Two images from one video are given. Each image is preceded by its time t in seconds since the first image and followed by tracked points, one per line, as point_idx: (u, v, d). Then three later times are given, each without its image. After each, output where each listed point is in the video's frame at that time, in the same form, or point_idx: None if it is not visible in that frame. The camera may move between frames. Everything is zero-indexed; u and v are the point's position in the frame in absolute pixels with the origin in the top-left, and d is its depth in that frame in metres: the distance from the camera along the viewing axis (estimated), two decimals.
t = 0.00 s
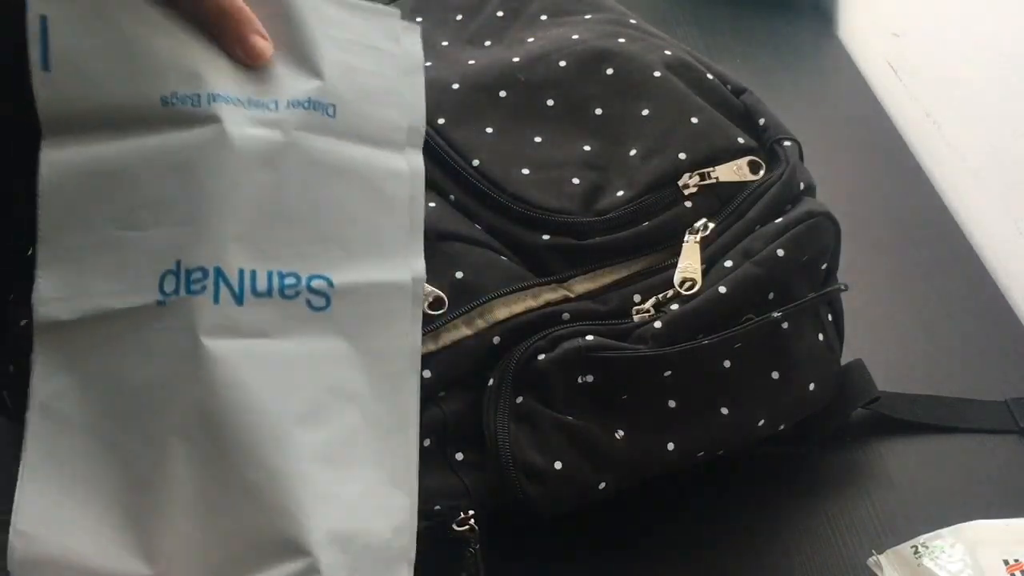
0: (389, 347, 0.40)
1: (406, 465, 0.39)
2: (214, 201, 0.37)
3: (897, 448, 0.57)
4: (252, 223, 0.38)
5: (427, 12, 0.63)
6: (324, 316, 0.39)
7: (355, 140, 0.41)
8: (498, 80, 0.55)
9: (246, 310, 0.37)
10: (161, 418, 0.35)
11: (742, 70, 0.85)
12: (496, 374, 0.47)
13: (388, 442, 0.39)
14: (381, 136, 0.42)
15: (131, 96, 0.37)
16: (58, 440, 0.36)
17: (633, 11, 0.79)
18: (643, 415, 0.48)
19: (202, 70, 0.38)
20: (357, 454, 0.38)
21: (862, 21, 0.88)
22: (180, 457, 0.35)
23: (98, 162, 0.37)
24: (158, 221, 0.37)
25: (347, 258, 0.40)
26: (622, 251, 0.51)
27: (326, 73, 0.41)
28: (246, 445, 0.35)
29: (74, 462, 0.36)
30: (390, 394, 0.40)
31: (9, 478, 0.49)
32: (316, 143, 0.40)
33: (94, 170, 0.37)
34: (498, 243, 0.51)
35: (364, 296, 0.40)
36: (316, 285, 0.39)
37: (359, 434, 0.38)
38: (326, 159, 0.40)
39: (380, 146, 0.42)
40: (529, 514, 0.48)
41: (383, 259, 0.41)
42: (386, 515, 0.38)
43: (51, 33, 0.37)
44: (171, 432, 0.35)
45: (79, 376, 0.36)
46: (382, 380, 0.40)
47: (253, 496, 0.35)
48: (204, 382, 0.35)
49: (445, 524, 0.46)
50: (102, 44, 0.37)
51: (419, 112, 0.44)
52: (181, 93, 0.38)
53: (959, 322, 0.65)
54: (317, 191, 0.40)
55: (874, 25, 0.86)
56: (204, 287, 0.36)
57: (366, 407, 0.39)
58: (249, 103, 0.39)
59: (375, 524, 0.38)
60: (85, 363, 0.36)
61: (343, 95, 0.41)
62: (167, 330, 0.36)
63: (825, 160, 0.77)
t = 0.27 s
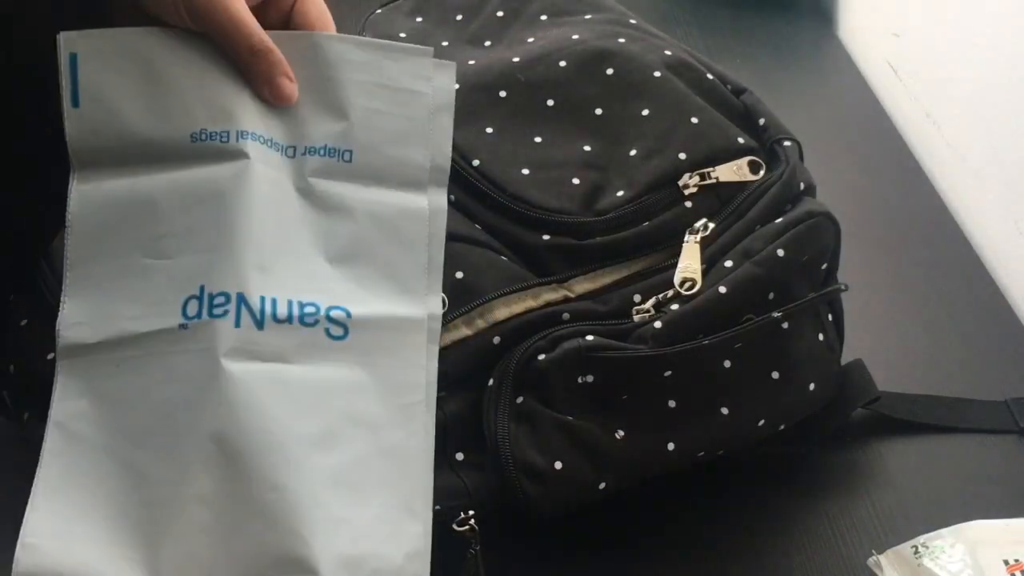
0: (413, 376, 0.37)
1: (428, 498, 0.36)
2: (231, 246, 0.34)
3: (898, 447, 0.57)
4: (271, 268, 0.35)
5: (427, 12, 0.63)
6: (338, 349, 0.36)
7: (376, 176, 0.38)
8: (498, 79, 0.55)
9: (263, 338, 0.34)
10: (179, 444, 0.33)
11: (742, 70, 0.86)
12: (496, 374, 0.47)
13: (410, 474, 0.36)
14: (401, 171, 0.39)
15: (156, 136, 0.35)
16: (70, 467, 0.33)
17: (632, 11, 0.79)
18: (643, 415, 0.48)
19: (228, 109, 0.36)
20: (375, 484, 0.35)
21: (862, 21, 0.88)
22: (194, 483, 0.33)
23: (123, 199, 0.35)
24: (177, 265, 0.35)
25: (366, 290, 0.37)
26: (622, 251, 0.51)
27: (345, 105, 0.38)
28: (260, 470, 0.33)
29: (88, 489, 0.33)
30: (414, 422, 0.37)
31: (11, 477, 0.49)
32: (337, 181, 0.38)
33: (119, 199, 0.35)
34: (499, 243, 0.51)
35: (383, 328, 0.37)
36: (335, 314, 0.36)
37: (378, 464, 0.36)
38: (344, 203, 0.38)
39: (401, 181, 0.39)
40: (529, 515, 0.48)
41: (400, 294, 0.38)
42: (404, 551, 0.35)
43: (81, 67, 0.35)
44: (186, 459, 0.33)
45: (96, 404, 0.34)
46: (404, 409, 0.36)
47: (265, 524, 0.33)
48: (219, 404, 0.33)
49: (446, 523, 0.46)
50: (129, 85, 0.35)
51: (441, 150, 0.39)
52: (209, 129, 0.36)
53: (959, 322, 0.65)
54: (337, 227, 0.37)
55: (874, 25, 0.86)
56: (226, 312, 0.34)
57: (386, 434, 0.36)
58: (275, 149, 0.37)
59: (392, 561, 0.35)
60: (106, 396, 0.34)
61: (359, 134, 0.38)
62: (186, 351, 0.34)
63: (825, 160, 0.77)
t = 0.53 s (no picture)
0: (412, 398, 0.40)
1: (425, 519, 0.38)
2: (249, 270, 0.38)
3: (897, 447, 0.57)
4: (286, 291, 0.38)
5: (427, 12, 0.63)
6: (344, 368, 0.39)
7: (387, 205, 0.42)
8: (498, 79, 0.55)
9: (263, 359, 0.37)
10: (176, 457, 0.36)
11: (742, 71, 0.85)
12: (496, 374, 0.47)
13: (403, 493, 0.38)
14: (410, 201, 0.42)
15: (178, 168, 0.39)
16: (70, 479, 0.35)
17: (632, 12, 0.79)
18: (643, 415, 0.48)
19: (248, 140, 0.40)
20: (370, 505, 0.38)
21: (862, 21, 0.88)
22: (190, 499, 0.35)
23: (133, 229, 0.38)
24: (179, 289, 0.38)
25: (374, 313, 0.40)
26: (622, 252, 0.51)
27: (354, 136, 0.42)
28: (265, 487, 0.36)
29: (86, 498, 0.35)
30: (411, 444, 0.39)
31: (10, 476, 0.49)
32: (343, 211, 0.41)
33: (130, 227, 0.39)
34: (499, 243, 0.51)
35: (386, 350, 0.40)
36: (338, 335, 0.39)
37: (373, 486, 0.38)
38: (354, 229, 0.41)
39: (416, 210, 0.42)
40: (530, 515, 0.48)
41: (408, 315, 0.41)
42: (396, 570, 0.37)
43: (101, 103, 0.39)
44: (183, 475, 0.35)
45: (97, 421, 0.36)
46: (401, 432, 0.39)
47: (257, 541, 0.36)
48: (220, 424, 0.36)
49: (446, 524, 0.46)
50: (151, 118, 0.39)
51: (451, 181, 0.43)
52: (216, 157, 0.39)
53: (959, 322, 0.65)
54: (344, 254, 0.40)
55: (874, 26, 0.86)
56: (227, 334, 0.37)
57: (384, 457, 0.39)
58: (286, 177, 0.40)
59: None
60: (105, 412, 0.36)
61: (369, 167, 0.42)
62: (186, 372, 0.36)
63: (825, 160, 0.77)
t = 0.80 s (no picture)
0: (404, 423, 0.42)
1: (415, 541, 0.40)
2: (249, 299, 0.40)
3: (897, 447, 0.57)
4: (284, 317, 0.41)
5: (427, 11, 0.63)
6: (336, 392, 0.41)
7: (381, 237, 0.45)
8: (498, 79, 0.55)
9: (254, 384, 0.39)
10: (163, 478, 0.38)
11: (741, 71, 0.85)
12: (496, 375, 0.47)
13: (393, 515, 0.41)
14: (404, 233, 0.45)
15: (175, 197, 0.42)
16: (50, 496, 0.37)
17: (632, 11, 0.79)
18: (643, 415, 0.48)
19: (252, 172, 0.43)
20: (358, 527, 0.40)
21: (862, 21, 0.88)
22: (180, 519, 0.38)
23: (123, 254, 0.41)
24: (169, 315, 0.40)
25: (367, 337, 0.42)
26: (622, 252, 0.51)
27: (348, 172, 0.45)
28: (257, 504, 0.38)
29: (67, 514, 0.37)
30: (402, 467, 0.41)
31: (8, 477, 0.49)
32: (338, 244, 0.44)
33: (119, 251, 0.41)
34: (499, 243, 0.51)
35: (378, 376, 0.42)
36: (329, 360, 0.41)
37: (362, 509, 0.40)
38: (349, 259, 0.43)
39: (411, 242, 0.45)
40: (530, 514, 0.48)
41: (401, 339, 0.43)
42: None
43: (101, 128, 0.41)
44: (172, 495, 0.38)
45: (78, 441, 0.38)
46: (390, 456, 0.41)
47: (248, 561, 0.38)
48: (213, 446, 0.38)
49: (445, 524, 0.46)
50: (147, 146, 0.42)
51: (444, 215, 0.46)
52: (213, 189, 0.42)
53: (959, 322, 0.65)
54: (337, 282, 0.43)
55: (874, 25, 0.86)
56: (219, 358, 0.39)
57: (376, 480, 0.41)
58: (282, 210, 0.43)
59: None
60: (86, 432, 0.38)
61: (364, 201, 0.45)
62: (177, 397, 0.39)
63: (825, 160, 0.77)
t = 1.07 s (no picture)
0: (399, 426, 0.42)
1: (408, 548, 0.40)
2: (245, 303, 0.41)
3: (897, 447, 0.57)
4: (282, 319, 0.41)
5: (427, 11, 0.63)
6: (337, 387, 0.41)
7: (380, 237, 0.44)
8: (498, 79, 0.55)
9: (251, 386, 0.40)
10: (160, 479, 0.39)
11: (741, 71, 0.85)
12: (496, 375, 0.47)
13: (386, 520, 0.40)
14: (403, 234, 0.44)
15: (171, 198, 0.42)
16: (47, 496, 0.38)
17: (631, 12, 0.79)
18: (643, 414, 0.48)
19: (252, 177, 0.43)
20: (351, 529, 0.40)
21: (862, 21, 0.88)
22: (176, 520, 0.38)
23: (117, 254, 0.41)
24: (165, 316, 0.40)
25: (364, 339, 0.42)
26: (622, 252, 0.51)
27: (348, 169, 0.44)
28: (246, 501, 0.39)
29: (64, 513, 0.38)
30: (396, 469, 0.41)
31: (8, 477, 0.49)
32: (337, 244, 0.43)
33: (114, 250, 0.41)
34: (498, 243, 0.51)
35: (374, 378, 0.42)
36: (327, 361, 0.41)
37: (356, 514, 0.40)
38: (348, 259, 0.43)
39: (411, 243, 0.44)
40: (529, 515, 0.48)
41: (398, 343, 0.42)
42: None
43: (98, 124, 0.41)
44: (168, 496, 0.38)
45: (76, 442, 0.39)
46: (385, 460, 0.41)
47: (242, 563, 0.39)
48: (206, 444, 0.39)
49: (445, 524, 0.47)
50: (143, 146, 0.42)
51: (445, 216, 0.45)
52: (217, 203, 0.42)
53: (958, 322, 0.65)
54: (335, 284, 0.42)
55: (874, 26, 0.86)
56: (215, 362, 0.40)
57: (370, 484, 0.40)
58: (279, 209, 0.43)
59: None
60: (83, 433, 0.39)
61: (363, 202, 0.44)
62: (173, 398, 0.39)
63: (824, 160, 0.77)
